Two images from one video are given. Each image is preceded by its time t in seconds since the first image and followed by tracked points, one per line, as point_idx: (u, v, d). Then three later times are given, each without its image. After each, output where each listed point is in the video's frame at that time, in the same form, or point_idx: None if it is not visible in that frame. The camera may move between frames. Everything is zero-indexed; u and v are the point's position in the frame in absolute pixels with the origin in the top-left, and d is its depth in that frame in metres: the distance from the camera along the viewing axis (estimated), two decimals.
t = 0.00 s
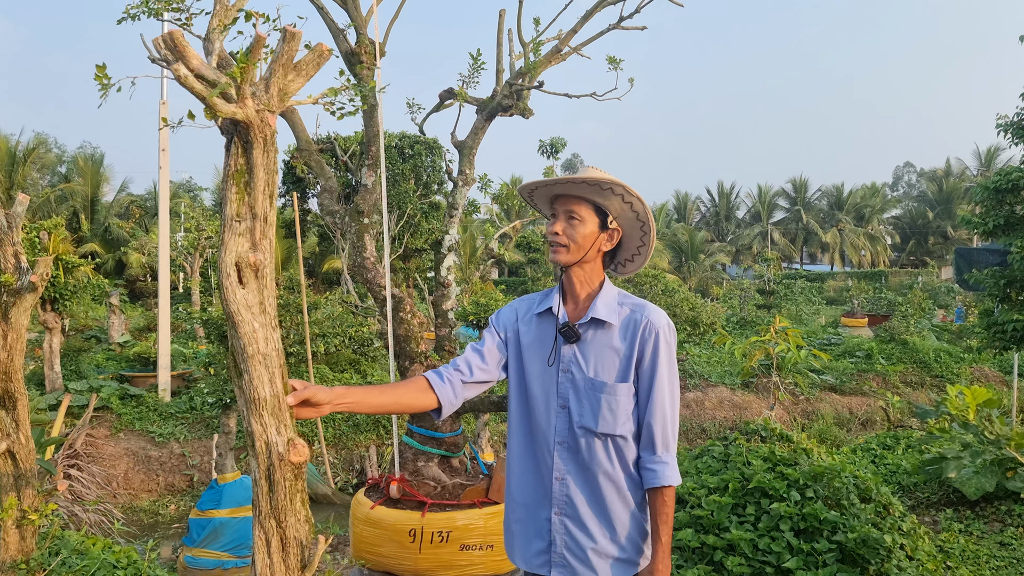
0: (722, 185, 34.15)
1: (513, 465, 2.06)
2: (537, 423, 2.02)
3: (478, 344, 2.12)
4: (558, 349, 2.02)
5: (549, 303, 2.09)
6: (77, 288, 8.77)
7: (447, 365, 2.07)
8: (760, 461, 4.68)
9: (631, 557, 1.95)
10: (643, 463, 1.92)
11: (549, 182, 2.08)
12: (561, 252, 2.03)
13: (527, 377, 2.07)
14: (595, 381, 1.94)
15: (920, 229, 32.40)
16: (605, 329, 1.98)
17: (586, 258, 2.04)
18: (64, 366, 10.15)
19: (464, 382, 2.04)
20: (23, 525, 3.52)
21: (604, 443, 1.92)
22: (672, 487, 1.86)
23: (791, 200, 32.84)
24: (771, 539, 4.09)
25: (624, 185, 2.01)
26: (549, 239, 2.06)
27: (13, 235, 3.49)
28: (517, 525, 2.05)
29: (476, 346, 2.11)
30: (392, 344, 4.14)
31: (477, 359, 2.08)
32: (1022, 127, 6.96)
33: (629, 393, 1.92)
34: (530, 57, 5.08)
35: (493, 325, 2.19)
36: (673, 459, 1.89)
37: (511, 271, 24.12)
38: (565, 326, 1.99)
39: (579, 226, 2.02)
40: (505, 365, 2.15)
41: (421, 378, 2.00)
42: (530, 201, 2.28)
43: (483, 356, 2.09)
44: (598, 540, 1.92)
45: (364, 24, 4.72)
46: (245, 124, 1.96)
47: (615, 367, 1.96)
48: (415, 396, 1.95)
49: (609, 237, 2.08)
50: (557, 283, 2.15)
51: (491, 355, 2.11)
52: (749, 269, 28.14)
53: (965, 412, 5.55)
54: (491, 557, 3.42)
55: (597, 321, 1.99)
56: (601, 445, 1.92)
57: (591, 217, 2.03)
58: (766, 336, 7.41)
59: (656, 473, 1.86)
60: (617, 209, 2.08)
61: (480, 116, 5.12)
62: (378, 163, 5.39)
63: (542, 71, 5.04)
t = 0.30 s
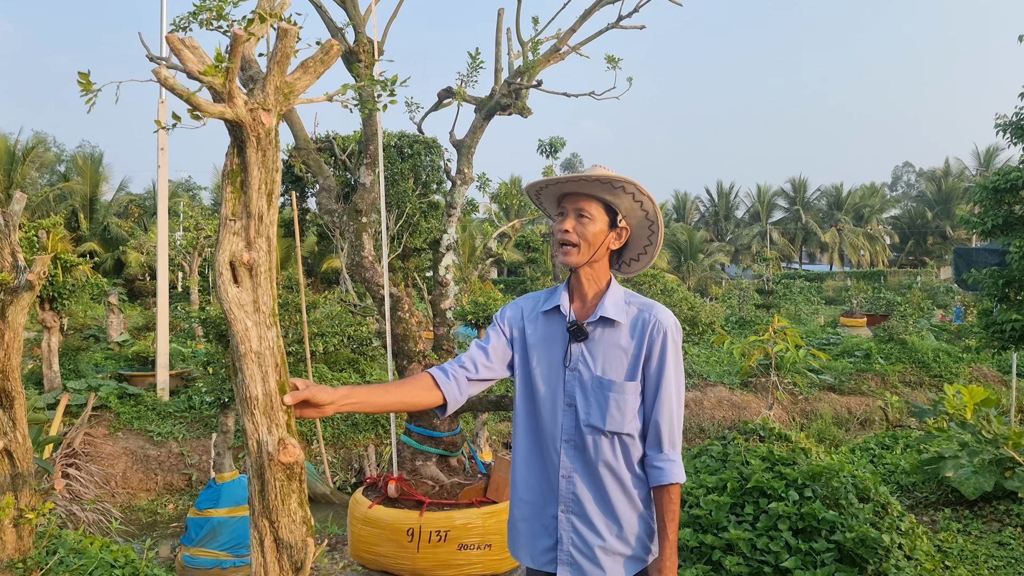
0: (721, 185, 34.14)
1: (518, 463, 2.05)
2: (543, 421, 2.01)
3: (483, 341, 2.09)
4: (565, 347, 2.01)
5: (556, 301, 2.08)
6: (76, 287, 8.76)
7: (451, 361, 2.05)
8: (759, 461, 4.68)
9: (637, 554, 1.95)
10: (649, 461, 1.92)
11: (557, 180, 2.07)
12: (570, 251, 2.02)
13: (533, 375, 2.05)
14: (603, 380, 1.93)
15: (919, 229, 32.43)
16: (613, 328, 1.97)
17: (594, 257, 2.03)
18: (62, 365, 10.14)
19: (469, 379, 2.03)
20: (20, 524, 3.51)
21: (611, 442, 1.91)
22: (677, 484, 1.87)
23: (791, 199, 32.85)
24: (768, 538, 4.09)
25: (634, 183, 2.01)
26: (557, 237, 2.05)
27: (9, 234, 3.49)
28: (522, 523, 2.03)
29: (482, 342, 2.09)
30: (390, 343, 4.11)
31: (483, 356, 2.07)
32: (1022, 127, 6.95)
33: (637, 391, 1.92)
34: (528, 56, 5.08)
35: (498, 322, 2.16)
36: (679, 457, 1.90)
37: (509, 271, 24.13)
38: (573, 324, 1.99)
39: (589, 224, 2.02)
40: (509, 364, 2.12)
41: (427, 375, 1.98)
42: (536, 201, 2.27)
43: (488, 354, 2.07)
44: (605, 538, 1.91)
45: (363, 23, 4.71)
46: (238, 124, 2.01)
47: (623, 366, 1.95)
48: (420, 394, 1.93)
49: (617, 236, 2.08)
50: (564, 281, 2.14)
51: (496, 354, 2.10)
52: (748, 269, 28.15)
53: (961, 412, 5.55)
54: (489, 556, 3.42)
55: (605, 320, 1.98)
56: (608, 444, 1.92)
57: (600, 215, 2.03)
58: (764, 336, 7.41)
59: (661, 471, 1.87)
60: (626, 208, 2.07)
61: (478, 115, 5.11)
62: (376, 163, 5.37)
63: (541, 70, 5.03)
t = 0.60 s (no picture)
0: (720, 184, 34.14)
1: (525, 462, 2.03)
2: (551, 419, 2.00)
3: (488, 338, 2.08)
4: (573, 346, 2.01)
5: (562, 300, 2.08)
6: (75, 287, 8.75)
7: (457, 357, 2.05)
8: (758, 460, 4.68)
9: (645, 552, 1.95)
10: (659, 458, 1.92)
11: (558, 183, 2.07)
12: (574, 252, 2.02)
13: (541, 375, 2.04)
14: (612, 378, 1.93)
15: (918, 228, 32.46)
16: (621, 327, 1.97)
17: (599, 257, 2.04)
18: (62, 365, 10.14)
19: (473, 375, 2.01)
20: (18, 524, 3.50)
21: (621, 440, 1.91)
22: (687, 481, 1.87)
23: (790, 199, 32.84)
24: (768, 538, 4.09)
25: (633, 182, 1.99)
26: (560, 238, 2.06)
27: (7, 233, 3.48)
28: (530, 522, 2.01)
29: (487, 340, 2.08)
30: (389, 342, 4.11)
31: (488, 354, 2.06)
32: (1021, 126, 6.96)
33: (646, 390, 1.92)
34: (527, 55, 5.07)
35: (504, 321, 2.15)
36: (688, 454, 1.90)
37: (509, 270, 24.11)
38: (582, 323, 1.98)
39: (592, 225, 2.02)
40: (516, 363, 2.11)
41: (431, 370, 1.98)
42: (539, 204, 2.29)
43: (493, 351, 2.06)
44: (613, 535, 1.91)
45: (361, 23, 4.71)
46: (233, 125, 2.04)
47: (631, 364, 1.95)
48: (424, 390, 1.93)
49: (621, 235, 2.08)
50: (569, 280, 2.13)
51: (502, 351, 2.08)
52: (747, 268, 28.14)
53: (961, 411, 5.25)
54: (488, 556, 3.41)
55: (613, 319, 1.98)
56: (617, 442, 1.92)
57: (603, 215, 2.03)
58: (763, 336, 7.41)
59: (671, 468, 1.88)
60: (628, 207, 2.06)
61: (477, 114, 5.10)
62: (376, 162, 5.36)
63: (540, 69, 5.02)
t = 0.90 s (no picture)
0: (719, 184, 34.15)
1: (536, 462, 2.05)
2: (561, 419, 2.02)
3: (499, 344, 2.11)
4: (583, 347, 2.02)
5: (572, 301, 2.09)
6: (73, 287, 8.74)
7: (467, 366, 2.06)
8: (757, 460, 4.69)
9: (654, 552, 1.95)
10: (667, 459, 1.91)
11: (565, 185, 2.07)
12: (582, 254, 2.02)
13: (553, 376, 2.06)
14: (621, 378, 1.93)
15: (916, 228, 32.52)
16: (631, 327, 1.97)
17: (607, 259, 2.03)
18: (60, 365, 10.13)
19: (484, 383, 2.03)
20: (17, 525, 3.49)
21: (629, 440, 1.92)
22: (695, 482, 1.85)
23: (789, 198, 32.85)
24: (767, 537, 4.10)
25: (639, 183, 1.98)
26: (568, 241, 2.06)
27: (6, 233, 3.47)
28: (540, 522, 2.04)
29: (498, 346, 2.10)
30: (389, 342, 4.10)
31: (498, 360, 2.07)
32: (1019, 126, 6.97)
33: (654, 390, 1.92)
34: (526, 55, 5.07)
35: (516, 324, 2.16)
36: (697, 455, 1.89)
37: (507, 270, 24.12)
38: (590, 324, 1.99)
39: (599, 227, 2.01)
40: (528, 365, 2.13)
41: (442, 377, 1.99)
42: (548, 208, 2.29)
43: (503, 357, 2.09)
44: (621, 535, 1.92)
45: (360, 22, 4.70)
46: (229, 126, 2.07)
47: (640, 365, 1.95)
48: (434, 398, 1.94)
49: (629, 236, 2.06)
50: (580, 281, 2.13)
51: (512, 356, 2.10)
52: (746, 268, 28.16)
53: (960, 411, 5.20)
54: (487, 555, 3.41)
55: (622, 320, 1.98)
56: (626, 442, 1.92)
57: (610, 217, 2.02)
58: (762, 335, 7.42)
59: (679, 469, 1.86)
60: (635, 207, 2.05)
61: (476, 114, 5.10)
62: (375, 162, 5.36)
63: (539, 69, 5.02)
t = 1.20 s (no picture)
0: (718, 184, 34.17)
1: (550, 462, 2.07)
2: (575, 420, 2.02)
3: (525, 369, 2.12)
4: (597, 348, 2.02)
5: (588, 302, 2.10)
6: (72, 287, 8.74)
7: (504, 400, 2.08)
8: (755, 460, 4.70)
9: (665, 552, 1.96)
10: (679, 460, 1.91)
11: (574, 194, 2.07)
12: (596, 260, 2.02)
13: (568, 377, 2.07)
14: (635, 379, 1.93)
15: (915, 227, 32.56)
16: (645, 329, 1.97)
17: (621, 262, 2.03)
18: (59, 366, 10.13)
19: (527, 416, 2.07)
20: (16, 526, 3.49)
21: (642, 440, 1.93)
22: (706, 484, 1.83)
23: (787, 198, 32.87)
24: (765, 537, 4.11)
25: (646, 187, 1.99)
26: (581, 247, 2.06)
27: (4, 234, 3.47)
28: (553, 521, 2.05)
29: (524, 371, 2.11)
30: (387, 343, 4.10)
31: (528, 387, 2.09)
32: (1017, 126, 6.97)
33: (668, 391, 1.92)
34: (524, 55, 5.07)
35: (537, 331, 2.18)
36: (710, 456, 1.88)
37: (506, 270, 24.11)
38: (605, 325, 1.99)
39: (611, 231, 2.01)
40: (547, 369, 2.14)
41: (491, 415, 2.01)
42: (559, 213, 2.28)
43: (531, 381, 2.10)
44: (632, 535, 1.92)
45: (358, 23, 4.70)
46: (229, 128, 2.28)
47: (654, 366, 1.95)
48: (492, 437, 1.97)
49: (641, 238, 2.06)
50: (596, 282, 2.14)
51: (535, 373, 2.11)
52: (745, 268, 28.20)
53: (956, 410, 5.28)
54: (485, 555, 3.40)
55: (637, 321, 1.98)
56: (639, 442, 1.93)
57: (622, 221, 2.02)
58: (761, 335, 7.42)
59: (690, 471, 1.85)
60: (644, 210, 2.05)
61: (474, 114, 5.10)
62: (373, 162, 5.36)
63: (537, 70, 5.03)
